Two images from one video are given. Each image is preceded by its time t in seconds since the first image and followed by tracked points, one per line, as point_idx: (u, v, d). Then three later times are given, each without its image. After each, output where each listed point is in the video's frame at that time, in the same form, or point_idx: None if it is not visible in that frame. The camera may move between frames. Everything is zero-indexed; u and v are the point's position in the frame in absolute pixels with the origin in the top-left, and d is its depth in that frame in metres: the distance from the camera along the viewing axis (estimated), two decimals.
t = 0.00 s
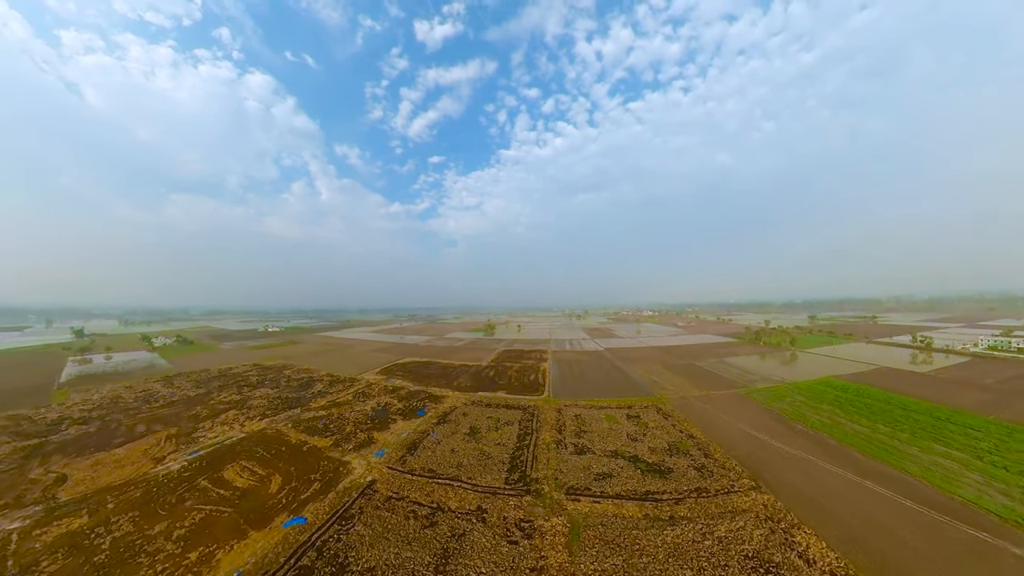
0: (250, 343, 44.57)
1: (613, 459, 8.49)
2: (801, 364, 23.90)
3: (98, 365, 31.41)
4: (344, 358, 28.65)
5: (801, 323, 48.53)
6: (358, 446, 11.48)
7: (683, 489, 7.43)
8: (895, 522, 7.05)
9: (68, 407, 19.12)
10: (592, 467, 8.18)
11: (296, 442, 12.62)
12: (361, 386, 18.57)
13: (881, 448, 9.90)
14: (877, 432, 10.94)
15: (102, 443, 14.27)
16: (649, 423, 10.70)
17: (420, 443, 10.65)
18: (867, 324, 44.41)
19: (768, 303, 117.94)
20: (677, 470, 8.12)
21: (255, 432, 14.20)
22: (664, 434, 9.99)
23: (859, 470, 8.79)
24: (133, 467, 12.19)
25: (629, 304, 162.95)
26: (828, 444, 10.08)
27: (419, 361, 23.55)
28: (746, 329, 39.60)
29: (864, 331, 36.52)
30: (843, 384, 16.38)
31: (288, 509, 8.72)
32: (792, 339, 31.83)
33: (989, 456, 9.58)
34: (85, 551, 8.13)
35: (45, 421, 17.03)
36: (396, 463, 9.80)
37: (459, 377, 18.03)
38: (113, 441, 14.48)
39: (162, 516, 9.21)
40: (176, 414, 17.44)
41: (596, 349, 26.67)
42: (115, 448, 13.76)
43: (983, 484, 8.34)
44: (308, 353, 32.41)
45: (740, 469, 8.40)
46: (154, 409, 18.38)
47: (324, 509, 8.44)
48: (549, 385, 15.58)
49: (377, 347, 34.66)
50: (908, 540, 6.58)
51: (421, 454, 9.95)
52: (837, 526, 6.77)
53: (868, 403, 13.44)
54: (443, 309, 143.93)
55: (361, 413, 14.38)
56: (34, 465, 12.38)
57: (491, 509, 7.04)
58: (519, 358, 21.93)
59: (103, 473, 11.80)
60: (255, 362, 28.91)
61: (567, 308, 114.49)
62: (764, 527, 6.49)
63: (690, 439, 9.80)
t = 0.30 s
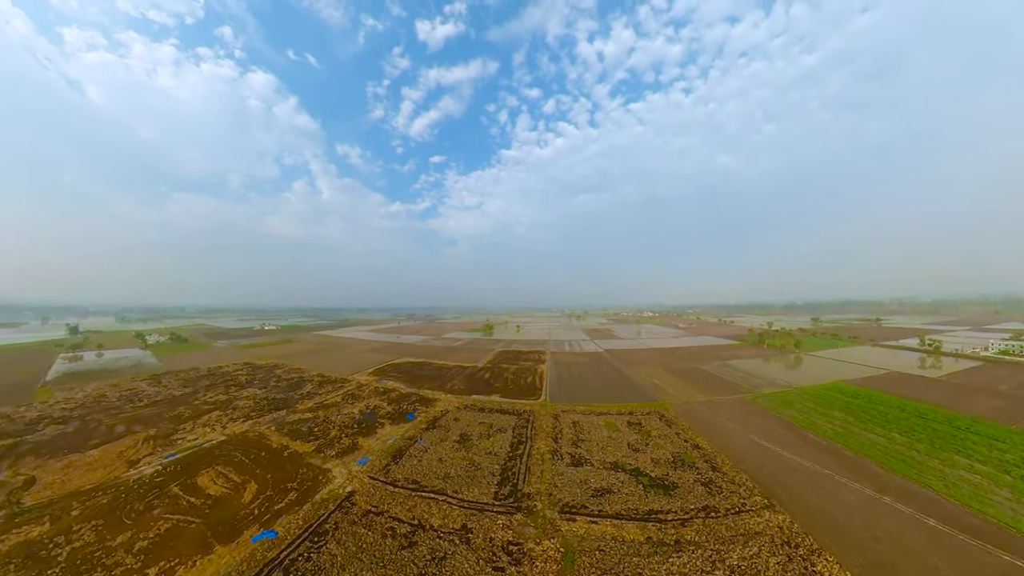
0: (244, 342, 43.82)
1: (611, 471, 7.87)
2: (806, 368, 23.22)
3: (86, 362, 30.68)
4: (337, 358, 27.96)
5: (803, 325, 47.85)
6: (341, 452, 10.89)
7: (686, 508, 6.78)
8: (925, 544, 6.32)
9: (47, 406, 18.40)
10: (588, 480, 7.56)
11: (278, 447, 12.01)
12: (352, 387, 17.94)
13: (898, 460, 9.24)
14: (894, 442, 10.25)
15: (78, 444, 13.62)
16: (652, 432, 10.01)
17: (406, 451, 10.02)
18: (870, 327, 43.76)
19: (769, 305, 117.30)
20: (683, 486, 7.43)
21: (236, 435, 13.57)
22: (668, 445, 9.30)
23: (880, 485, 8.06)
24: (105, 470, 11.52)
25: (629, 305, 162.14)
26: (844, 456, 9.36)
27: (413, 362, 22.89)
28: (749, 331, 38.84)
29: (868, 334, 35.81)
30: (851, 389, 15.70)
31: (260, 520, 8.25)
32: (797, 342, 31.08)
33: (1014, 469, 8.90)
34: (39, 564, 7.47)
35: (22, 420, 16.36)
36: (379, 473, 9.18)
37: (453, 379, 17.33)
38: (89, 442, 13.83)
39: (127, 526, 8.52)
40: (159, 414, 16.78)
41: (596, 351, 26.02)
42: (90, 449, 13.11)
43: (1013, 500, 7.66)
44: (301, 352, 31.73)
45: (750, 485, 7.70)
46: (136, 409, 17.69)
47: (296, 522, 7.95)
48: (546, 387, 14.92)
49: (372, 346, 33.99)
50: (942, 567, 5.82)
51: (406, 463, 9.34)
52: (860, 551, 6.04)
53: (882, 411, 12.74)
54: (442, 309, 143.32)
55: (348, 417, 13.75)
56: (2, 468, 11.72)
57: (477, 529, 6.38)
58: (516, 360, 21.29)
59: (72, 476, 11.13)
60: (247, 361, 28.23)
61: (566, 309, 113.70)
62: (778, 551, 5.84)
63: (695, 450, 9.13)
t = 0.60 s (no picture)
0: (238, 340, 42.99)
1: (607, 487, 7.16)
2: (811, 372, 22.52)
3: (72, 359, 29.85)
4: (329, 357, 27.23)
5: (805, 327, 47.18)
6: (319, 458, 10.20)
7: (690, 531, 6.07)
8: None
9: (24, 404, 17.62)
10: (581, 496, 6.87)
11: (255, 451, 11.30)
12: (340, 388, 17.22)
13: (918, 474, 8.54)
14: (913, 455, 9.52)
15: (49, 443, 12.90)
16: (652, 442, 9.31)
17: (387, 458, 9.33)
18: (873, 330, 43.09)
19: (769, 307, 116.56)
20: (686, 506, 6.72)
21: (214, 436, 12.85)
22: (671, 457, 8.57)
23: (904, 507, 7.33)
24: (73, 472, 10.81)
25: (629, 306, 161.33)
26: (863, 472, 8.61)
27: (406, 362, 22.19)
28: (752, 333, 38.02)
29: (872, 337, 35.14)
30: (861, 396, 14.99)
31: (224, 531, 7.55)
32: (801, 345, 30.33)
33: None
34: None
35: None
36: (356, 482, 8.48)
37: (445, 380, 16.56)
38: (61, 441, 13.10)
39: (85, 533, 7.82)
40: (139, 414, 16.04)
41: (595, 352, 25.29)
42: (61, 450, 12.39)
43: None
44: (294, 351, 30.98)
45: (762, 506, 6.98)
46: (116, 408, 16.94)
47: (261, 535, 7.23)
48: (541, 390, 14.21)
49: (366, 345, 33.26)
50: None
51: (385, 472, 8.62)
52: None
53: (896, 419, 12.03)
54: (440, 309, 141.69)
55: (332, 419, 13.04)
56: None
57: (455, 553, 5.69)
58: (512, 361, 20.59)
59: (36, 479, 10.40)
60: (237, 360, 27.49)
61: (565, 310, 112.93)
62: None
63: (699, 463, 8.42)
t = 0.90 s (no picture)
0: (231, 338, 42.22)
1: (599, 503, 6.55)
2: (815, 376, 21.90)
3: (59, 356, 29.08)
4: (322, 356, 26.57)
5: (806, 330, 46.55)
6: (296, 462, 9.58)
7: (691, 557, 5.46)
8: None
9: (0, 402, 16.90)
10: (571, 513, 6.26)
11: (231, 454, 10.66)
12: (328, 388, 16.57)
13: (939, 491, 7.92)
14: (931, 469, 8.89)
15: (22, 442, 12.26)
16: (650, 452, 8.70)
17: (367, 464, 8.72)
18: (875, 333, 42.48)
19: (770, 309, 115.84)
20: (686, 528, 6.13)
21: (191, 437, 12.20)
22: (670, 470, 7.97)
23: (924, 528, 6.72)
24: (42, 473, 10.18)
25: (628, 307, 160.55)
26: (877, 488, 8.01)
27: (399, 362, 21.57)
28: (753, 335, 37.36)
29: (875, 341, 34.57)
30: (869, 402, 14.36)
31: (186, 540, 6.93)
32: (803, 348, 29.70)
33: None
34: None
35: None
36: (330, 490, 7.85)
37: (437, 381, 15.91)
38: (36, 440, 12.46)
39: (45, 537, 7.22)
40: (119, 413, 15.39)
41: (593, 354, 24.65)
42: (34, 449, 11.77)
43: None
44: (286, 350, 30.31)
45: (769, 527, 6.37)
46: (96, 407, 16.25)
47: (225, 546, 6.58)
48: (535, 394, 13.59)
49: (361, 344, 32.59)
50: None
51: (362, 480, 8.00)
52: None
53: (908, 429, 11.40)
54: (439, 308, 141.04)
55: (314, 421, 12.41)
56: None
57: None
58: (507, 362, 19.97)
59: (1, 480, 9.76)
60: (227, 358, 26.80)
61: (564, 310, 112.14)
62: None
63: (701, 478, 7.78)
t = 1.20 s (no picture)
0: (169, 343, 38.08)
1: (565, 516, 6.13)
2: (769, 370, 23.12)
3: None
4: (273, 361, 24.47)
5: (760, 326, 49.54)
6: (227, 486, 8.38)
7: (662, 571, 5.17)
8: None
9: None
10: (536, 529, 5.78)
11: (151, 479, 9.19)
12: (275, 397, 15.05)
13: (886, 478, 8.28)
14: (877, 456, 9.35)
15: None
16: (617, 455, 8.46)
17: (311, 484, 7.79)
18: (819, 328, 45.99)
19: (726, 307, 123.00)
20: (654, 537, 5.87)
21: (102, 462, 10.44)
22: (637, 474, 7.73)
23: (875, 515, 6.93)
24: None
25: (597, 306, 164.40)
26: (832, 479, 8.24)
27: (359, 366, 20.25)
28: (713, 332, 39.10)
29: (819, 336, 37.35)
30: (818, 394, 15.18)
31: None
32: (758, 343, 31.41)
33: (999, 482, 8.19)
34: None
35: None
36: (264, 517, 6.85)
37: (398, 386, 14.90)
38: None
39: None
40: (14, 435, 13.05)
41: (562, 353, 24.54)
42: None
43: (1016, 525, 6.72)
44: (233, 355, 27.68)
45: (737, 529, 6.25)
46: None
47: None
48: (502, 396, 13.05)
49: (319, 347, 30.44)
50: None
51: (302, 504, 7.06)
52: None
53: (854, 418, 12.06)
54: (408, 308, 136.88)
55: (254, 436, 11.08)
56: None
57: None
58: (475, 364, 19.31)
59: None
60: (162, 366, 23.95)
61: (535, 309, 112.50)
62: None
63: (668, 481, 7.60)
